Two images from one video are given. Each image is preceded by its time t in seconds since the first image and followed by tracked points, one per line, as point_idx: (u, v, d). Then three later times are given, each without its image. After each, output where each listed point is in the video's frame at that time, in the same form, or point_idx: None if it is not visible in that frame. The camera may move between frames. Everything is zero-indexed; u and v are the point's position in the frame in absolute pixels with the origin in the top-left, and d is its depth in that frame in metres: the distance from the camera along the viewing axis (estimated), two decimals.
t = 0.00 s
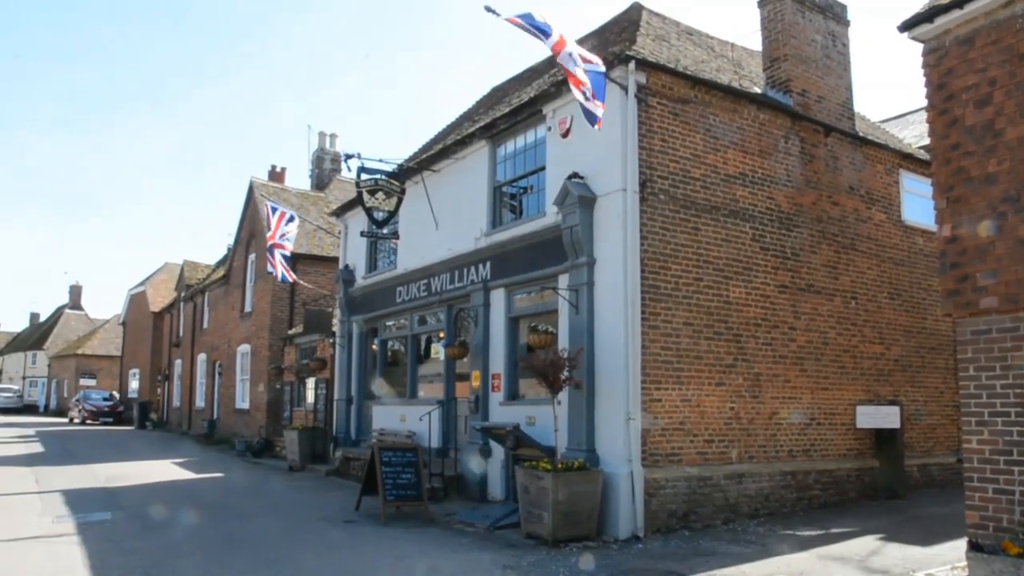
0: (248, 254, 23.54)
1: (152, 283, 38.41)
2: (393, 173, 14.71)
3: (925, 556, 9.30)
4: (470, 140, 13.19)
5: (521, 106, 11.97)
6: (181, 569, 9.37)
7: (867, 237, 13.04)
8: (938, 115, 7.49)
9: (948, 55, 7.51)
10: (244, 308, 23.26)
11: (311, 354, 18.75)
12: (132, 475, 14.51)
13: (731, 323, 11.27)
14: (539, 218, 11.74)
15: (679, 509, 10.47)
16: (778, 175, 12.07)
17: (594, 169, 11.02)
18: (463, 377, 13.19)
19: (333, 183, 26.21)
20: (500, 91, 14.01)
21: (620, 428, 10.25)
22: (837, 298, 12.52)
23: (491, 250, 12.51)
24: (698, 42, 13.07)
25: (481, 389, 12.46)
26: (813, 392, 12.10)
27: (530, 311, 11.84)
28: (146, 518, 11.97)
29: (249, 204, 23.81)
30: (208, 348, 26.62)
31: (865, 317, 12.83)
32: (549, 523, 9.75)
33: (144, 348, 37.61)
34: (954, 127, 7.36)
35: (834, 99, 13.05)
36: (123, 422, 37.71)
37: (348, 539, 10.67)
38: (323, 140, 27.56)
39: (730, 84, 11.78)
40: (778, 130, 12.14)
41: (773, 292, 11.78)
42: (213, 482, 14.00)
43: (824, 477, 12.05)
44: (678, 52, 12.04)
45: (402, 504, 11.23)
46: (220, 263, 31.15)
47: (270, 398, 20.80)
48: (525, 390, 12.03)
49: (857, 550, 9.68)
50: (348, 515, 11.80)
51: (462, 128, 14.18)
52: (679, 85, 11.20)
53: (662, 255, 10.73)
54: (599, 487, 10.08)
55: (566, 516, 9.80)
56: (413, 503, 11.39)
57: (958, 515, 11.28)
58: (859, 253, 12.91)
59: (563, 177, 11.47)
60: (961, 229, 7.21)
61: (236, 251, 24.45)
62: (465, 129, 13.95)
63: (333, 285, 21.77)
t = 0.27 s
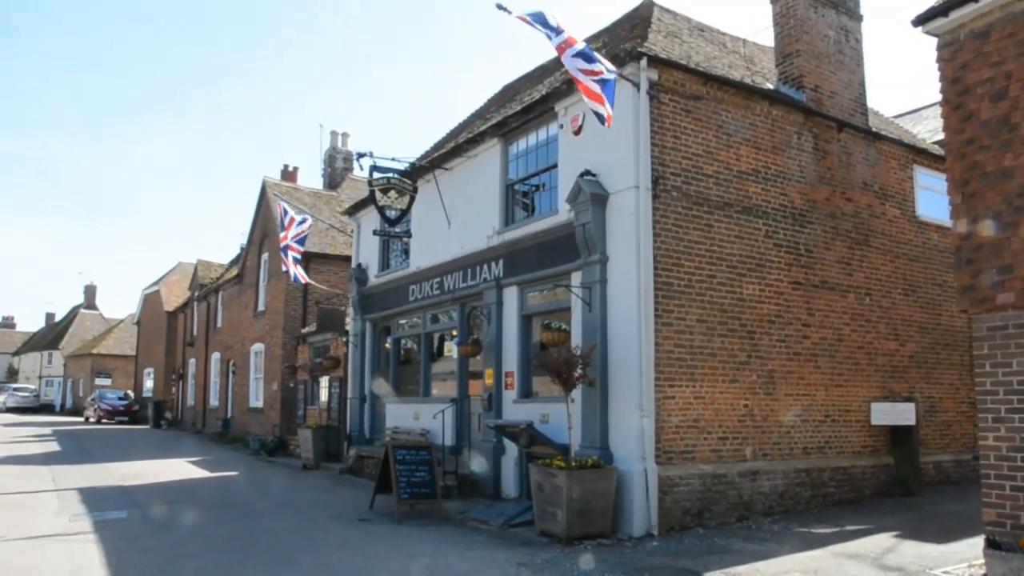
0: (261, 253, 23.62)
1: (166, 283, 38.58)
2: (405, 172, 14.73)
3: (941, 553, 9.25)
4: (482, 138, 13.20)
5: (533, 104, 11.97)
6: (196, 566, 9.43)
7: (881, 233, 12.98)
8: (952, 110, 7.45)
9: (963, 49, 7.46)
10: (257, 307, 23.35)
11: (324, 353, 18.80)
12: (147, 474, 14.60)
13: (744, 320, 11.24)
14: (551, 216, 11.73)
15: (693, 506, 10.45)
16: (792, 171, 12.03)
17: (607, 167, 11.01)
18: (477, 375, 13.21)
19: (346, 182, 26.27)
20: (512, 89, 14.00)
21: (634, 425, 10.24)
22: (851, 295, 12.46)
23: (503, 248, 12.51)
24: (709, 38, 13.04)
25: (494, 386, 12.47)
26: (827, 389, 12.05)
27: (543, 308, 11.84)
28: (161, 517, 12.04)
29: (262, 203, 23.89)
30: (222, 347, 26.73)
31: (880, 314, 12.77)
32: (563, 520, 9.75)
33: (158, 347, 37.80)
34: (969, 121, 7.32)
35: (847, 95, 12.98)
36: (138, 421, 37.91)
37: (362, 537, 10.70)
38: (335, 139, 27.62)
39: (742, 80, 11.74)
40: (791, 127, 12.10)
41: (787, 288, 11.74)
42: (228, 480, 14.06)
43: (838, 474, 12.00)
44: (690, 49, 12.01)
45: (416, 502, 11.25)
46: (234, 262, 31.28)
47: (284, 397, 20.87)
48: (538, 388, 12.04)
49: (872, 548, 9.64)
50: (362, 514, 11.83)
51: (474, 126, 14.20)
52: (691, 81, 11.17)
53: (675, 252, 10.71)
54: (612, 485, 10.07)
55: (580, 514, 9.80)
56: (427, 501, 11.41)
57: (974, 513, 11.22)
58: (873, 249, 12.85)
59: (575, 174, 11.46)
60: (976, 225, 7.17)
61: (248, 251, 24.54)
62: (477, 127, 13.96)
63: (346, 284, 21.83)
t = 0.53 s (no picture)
0: (274, 254, 23.71)
1: (180, 283, 38.76)
2: (419, 172, 14.76)
3: (957, 554, 9.19)
4: (495, 138, 13.20)
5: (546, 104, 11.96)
6: (212, 565, 9.48)
7: (896, 232, 12.91)
8: (968, 108, 7.40)
9: (979, 46, 7.42)
10: (271, 308, 23.44)
11: (338, 353, 18.86)
12: (162, 473, 14.67)
13: (758, 319, 11.20)
14: (564, 216, 11.73)
15: (706, 506, 10.42)
16: (805, 170, 11.98)
17: (620, 166, 10.99)
18: (490, 375, 13.21)
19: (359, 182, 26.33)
20: (525, 89, 14.00)
21: (648, 426, 10.23)
22: (866, 294, 12.40)
23: (517, 248, 12.52)
24: (722, 37, 12.99)
25: (508, 386, 12.48)
26: (842, 388, 12.00)
27: (557, 308, 11.84)
28: (177, 516, 12.09)
29: (276, 204, 23.97)
30: (236, 347, 26.84)
31: (895, 313, 12.70)
32: (577, 520, 9.74)
33: (173, 348, 37.98)
34: (986, 119, 7.26)
35: (862, 93, 12.92)
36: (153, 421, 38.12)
37: (376, 537, 10.72)
38: (348, 140, 27.70)
39: (756, 79, 11.69)
40: (804, 125, 12.05)
41: (801, 288, 11.70)
42: (243, 480, 14.13)
43: (853, 474, 11.95)
44: (703, 48, 11.97)
45: (430, 502, 11.26)
46: (248, 262, 31.40)
47: (298, 397, 20.95)
48: (551, 388, 12.03)
49: (888, 548, 9.59)
50: (376, 513, 11.85)
51: (486, 126, 14.20)
52: (704, 81, 11.14)
53: (689, 252, 10.69)
54: (626, 485, 10.06)
55: (593, 514, 9.78)
56: (441, 501, 11.42)
57: (990, 514, 11.14)
58: (888, 248, 12.78)
59: (588, 174, 11.45)
60: (992, 223, 7.11)
61: (262, 251, 24.65)
62: (490, 127, 13.96)
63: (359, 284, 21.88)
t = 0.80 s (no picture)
0: (285, 253, 23.77)
1: (191, 283, 38.90)
2: (429, 172, 14.78)
3: (970, 555, 9.14)
4: (506, 138, 13.21)
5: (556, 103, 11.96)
6: (223, 564, 9.50)
7: (907, 231, 12.86)
8: (981, 106, 7.35)
9: (992, 44, 7.38)
10: (281, 308, 23.50)
11: (348, 353, 18.90)
12: (173, 472, 14.72)
13: (769, 319, 11.17)
14: (574, 215, 11.72)
15: (717, 506, 10.40)
16: (816, 169, 11.94)
17: (630, 166, 10.98)
18: (500, 374, 13.22)
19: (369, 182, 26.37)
20: (535, 88, 14.00)
21: (658, 425, 10.21)
22: (877, 293, 12.36)
23: (527, 248, 12.52)
24: (733, 36, 12.97)
25: (518, 386, 12.48)
26: (853, 388, 11.96)
27: (567, 308, 11.84)
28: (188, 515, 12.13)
29: (286, 204, 24.03)
30: (247, 347, 26.93)
31: (906, 312, 12.65)
32: (587, 520, 9.73)
33: (184, 347, 38.13)
34: (999, 117, 7.22)
35: (873, 92, 12.87)
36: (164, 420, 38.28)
37: (387, 536, 10.74)
38: (358, 140, 27.75)
39: (766, 78, 11.66)
40: (815, 124, 12.01)
41: (812, 287, 11.66)
42: (254, 479, 14.17)
43: (864, 474, 11.91)
44: (713, 47, 11.95)
45: (440, 501, 11.27)
46: (258, 262, 31.49)
47: (308, 396, 21.00)
48: (561, 387, 12.03)
49: (900, 549, 9.55)
50: (386, 512, 11.88)
51: (496, 126, 14.21)
52: (714, 80, 11.12)
53: (699, 251, 10.67)
54: (636, 484, 10.05)
55: (604, 514, 9.78)
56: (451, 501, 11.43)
57: (1002, 514, 11.08)
58: (899, 247, 12.73)
59: (599, 173, 11.44)
60: (1005, 222, 7.06)
61: (273, 251, 24.71)
62: (500, 126, 13.97)
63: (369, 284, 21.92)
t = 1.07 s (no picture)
0: (296, 254, 23.84)
1: (203, 284, 39.05)
2: (440, 173, 14.80)
3: (984, 556, 9.09)
4: (517, 138, 13.21)
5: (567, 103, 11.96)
6: (236, 564, 9.54)
7: (920, 230, 12.80)
8: (994, 104, 7.29)
9: (1005, 41, 7.35)
10: (293, 308, 23.58)
11: (360, 353, 18.94)
12: (186, 473, 14.79)
13: (781, 318, 11.14)
14: (585, 215, 11.72)
15: (729, 506, 10.37)
16: (828, 168, 11.89)
17: (642, 165, 10.96)
18: (512, 374, 13.23)
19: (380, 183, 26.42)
20: (546, 88, 14.00)
21: (670, 425, 10.20)
22: (890, 293, 12.30)
23: (538, 248, 12.52)
24: (744, 35, 12.93)
25: (529, 386, 12.49)
26: (866, 387, 11.91)
27: (578, 308, 11.83)
28: (201, 515, 12.18)
29: (298, 204, 24.10)
30: (259, 347, 27.02)
31: (919, 312, 12.59)
32: (599, 520, 9.72)
33: (196, 348, 38.28)
34: (1012, 115, 7.15)
35: (885, 90, 12.82)
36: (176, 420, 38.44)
37: (399, 536, 10.76)
38: (369, 140, 27.81)
39: (778, 77, 11.62)
40: (827, 123, 11.96)
41: (824, 286, 11.62)
42: (266, 479, 14.23)
43: (877, 475, 11.86)
44: (724, 46, 11.92)
45: (452, 501, 11.28)
46: (269, 263, 31.59)
47: (320, 397, 21.06)
48: (573, 387, 12.03)
49: (913, 549, 9.50)
50: (398, 512, 11.90)
51: (507, 126, 14.22)
52: (726, 79, 11.10)
53: (711, 251, 10.65)
54: (648, 484, 10.03)
55: (616, 514, 9.77)
56: (463, 501, 11.43)
57: (1017, 515, 11.01)
58: (912, 246, 12.67)
59: (610, 173, 11.43)
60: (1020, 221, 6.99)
61: (284, 252, 24.79)
62: (511, 127, 13.98)
63: (380, 284, 21.96)
